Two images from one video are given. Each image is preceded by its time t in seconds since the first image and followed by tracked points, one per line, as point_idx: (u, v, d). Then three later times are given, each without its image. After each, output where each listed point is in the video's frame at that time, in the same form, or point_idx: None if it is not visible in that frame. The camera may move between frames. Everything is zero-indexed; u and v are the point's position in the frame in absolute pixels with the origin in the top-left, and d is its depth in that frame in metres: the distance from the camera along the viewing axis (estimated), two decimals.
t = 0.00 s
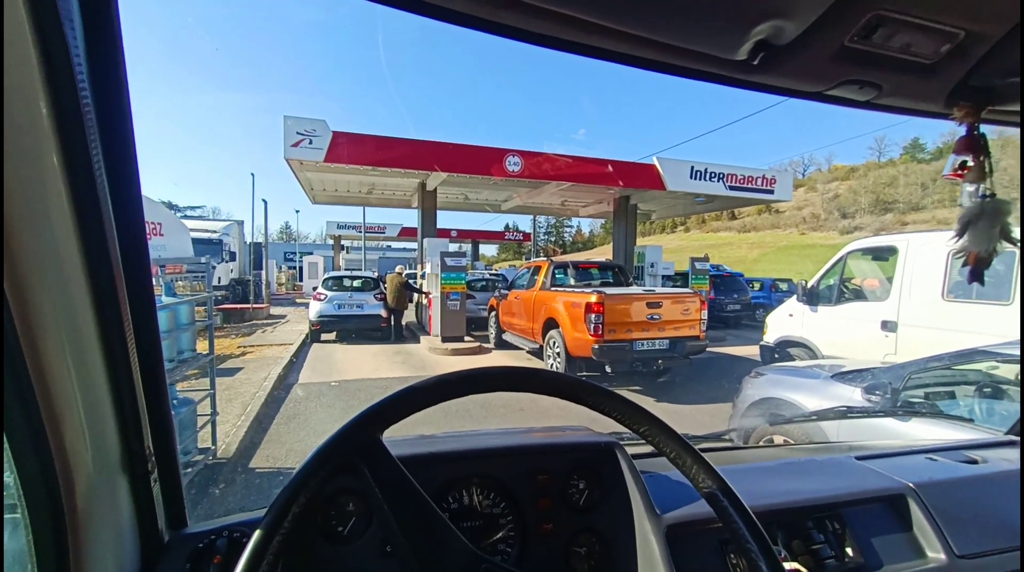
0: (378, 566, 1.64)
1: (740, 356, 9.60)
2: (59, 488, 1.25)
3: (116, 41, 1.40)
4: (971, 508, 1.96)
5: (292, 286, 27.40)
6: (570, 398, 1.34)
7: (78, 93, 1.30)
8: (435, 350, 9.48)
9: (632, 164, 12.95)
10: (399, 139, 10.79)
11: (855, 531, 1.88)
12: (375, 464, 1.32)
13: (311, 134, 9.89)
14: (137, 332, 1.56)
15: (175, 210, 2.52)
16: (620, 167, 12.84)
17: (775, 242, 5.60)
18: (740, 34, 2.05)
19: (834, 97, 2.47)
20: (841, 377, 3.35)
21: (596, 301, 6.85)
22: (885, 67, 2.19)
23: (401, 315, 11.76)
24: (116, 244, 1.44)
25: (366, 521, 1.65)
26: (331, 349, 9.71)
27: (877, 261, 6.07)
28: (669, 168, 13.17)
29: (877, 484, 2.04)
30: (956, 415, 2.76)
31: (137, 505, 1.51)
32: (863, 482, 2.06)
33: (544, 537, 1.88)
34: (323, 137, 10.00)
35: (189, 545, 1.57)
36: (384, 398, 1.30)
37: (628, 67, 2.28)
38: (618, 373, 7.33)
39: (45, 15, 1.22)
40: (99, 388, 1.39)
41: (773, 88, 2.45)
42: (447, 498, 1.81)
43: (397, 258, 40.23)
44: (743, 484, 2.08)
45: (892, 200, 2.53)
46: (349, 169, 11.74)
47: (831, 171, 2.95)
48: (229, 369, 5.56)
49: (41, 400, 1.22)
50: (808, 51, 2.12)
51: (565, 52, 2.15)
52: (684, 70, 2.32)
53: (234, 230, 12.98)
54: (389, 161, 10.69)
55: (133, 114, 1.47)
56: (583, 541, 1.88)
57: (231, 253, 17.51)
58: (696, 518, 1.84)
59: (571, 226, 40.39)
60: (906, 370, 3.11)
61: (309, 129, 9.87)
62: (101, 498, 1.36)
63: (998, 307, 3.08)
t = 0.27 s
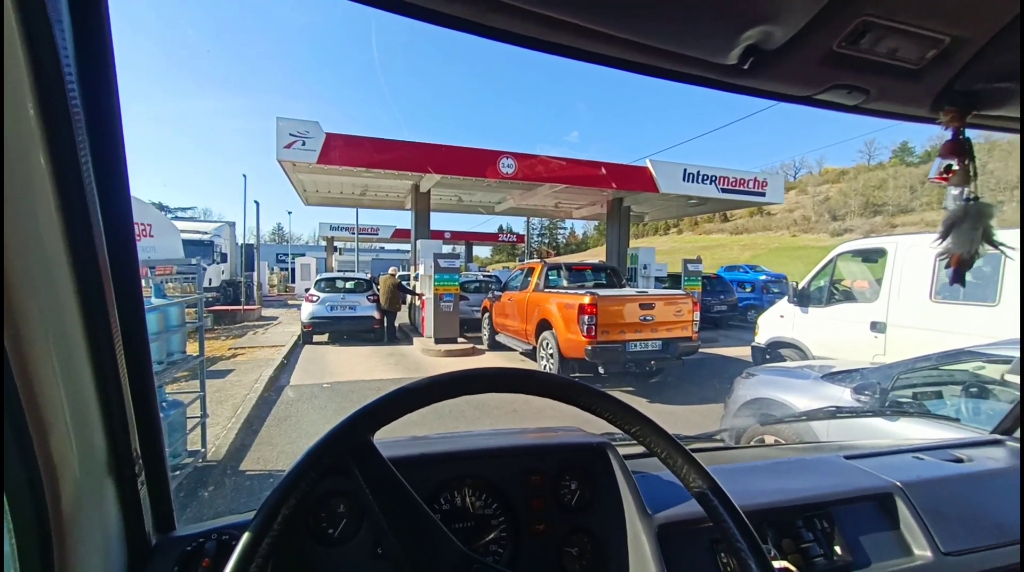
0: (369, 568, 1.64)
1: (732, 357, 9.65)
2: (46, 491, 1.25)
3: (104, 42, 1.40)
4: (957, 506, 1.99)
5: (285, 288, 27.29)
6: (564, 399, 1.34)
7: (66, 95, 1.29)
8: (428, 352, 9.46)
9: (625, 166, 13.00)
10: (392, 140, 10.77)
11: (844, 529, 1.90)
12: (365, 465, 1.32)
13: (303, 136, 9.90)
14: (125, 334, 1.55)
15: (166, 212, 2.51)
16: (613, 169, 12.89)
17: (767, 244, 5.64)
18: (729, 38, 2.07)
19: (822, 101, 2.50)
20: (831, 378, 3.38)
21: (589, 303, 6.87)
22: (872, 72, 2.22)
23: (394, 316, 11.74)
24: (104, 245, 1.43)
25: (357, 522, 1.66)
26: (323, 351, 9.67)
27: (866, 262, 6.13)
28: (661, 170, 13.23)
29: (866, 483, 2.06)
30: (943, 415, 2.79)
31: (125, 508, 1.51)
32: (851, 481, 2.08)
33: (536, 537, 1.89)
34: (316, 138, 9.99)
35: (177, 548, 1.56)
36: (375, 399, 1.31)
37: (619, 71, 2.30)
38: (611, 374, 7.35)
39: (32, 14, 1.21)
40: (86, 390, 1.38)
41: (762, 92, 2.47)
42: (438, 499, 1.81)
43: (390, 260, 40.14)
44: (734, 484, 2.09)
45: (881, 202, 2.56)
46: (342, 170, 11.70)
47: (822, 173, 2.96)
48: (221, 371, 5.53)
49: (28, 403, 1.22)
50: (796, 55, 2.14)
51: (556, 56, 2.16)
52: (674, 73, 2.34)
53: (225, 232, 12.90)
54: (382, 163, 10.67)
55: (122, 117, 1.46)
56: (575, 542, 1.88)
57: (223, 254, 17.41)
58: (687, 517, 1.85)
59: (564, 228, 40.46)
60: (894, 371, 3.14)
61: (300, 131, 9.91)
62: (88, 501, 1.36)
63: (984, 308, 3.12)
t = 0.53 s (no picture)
0: (376, 568, 1.64)
1: (739, 356, 9.61)
2: (54, 491, 1.25)
3: (111, 42, 1.40)
4: (967, 506, 1.96)
5: (291, 289, 27.40)
6: (570, 398, 1.34)
7: (72, 97, 1.30)
8: (433, 352, 9.48)
9: (630, 165, 12.97)
10: (397, 141, 10.79)
11: (853, 530, 1.88)
12: (371, 465, 1.32)
13: (309, 137, 9.91)
14: (133, 334, 1.56)
15: (173, 213, 2.52)
16: (618, 168, 12.86)
17: (773, 243, 5.61)
18: (735, 33, 2.06)
19: (829, 97, 2.48)
20: (839, 377, 3.35)
21: (595, 302, 6.85)
22: (880, 66, 2.19)
23: (400, 317, 11.76)
24: (111, 245, 1.43)
25: (363, 523, 1.65)
26: (330, 352, 9.70)
27: (874, 260, 6.09)
28: (667, 169, 13.19)
29: (876, 483, 2.04)
30: (953, 414, 2.76)
31: (133, 508, 1.51)
32: (859, 480, 2.06)
33: (542, 537, 1.88)
34: (322, 139, 10.02)
35: (184, 548, 1.56)
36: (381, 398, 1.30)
37: (624, 68, 2.29)
38: (617, 374, 7.34)
39: (39, 14, 1.22)
40: (94, 389, 1.39)
41: (769, 88, 2.45)
42: (444, 499, 1.81)
43: (396, 260, 40.24)
44: (741, 483, 2.08)
45: (889, 199, 2.53)
46: (347, 171, 11.73)
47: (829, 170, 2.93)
48: (228, 372, 5.55)
49: (37, 403, 1.22)
50: (803, 50, 2.12)
51: (561, 53, 2.15)
52: (680, 70, 2.33)
53: (232, 233, 12.97)
54: (387, 164, 10.69)
55: (129, 118, 1.47)
56: (581, 542, 1.87)
57: (229, 255, 17.50)
58: (694, 517, 1.84)
59: (569, 228, 40.43)
60: (903, 369, 3.11)
61: (306, 133, 9.91)
62: (97, 501, 1.36)
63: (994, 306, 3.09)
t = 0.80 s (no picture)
0: (376, 568, 1.65)
1: (740, 358, 9.60)
2: (58, 490, 1.26)
3: (117, 45, 1.41)
4: (966, 510, 1.97)
5: (292, 288, 27.45)
6: (571, 401, 1.34)
7: (80, 101, 1.31)
8: (434, 353, 9.49)
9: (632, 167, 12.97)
10: (399, 142, 10.81)
11: (852, 533, 1.88)
12: (372, 465, 1.32)
13: (312, 138, 9.98)
14: (137, 335, 1.57)
15: (176, 214, 2.53)
16: (620, 170, 12.87)
17: (775, 245, 5.60)
18: (737, 39, 2.06)
19: (830, 101, 2.49)
20: (840, 380, 3.35)
21: (596, 304, 6.86)
22: (881, 72, 2.20)
23: (401, 317, 11.76)
24: (117, 247, 1.44)
25: (364, 523, 1.66)
26: (331, 352, 9.73)
27: (876, 263, 6.08)
28: (669, 170, 13.19)
29: (875, 486, 2.04)
30: (954, 418, 2.78)
31: (136, 507, 1.52)
32: (859, 484, 2.06)
33: (542, 539, 1.88)
34: (324, 140, 10.04)
35: (186, 547, 1.57)
36: (383, 400, 1.31)
37: (626, 73, 2.30)
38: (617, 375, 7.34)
39: (47, 18, 1.23)
40: (99, 389, 1.39)
41: (770, 93, 2.46)
42: (445, 500, 1.81)
43: (397, 261, 40.28)
44: (740, 486, 2.08)
45: (891, 203, 2.53)
46: (349, 172, 11.75)
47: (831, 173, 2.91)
48: (229, 372, 5.57)
49: (42, 404, 1.23)
50: (804, 55, 2.13)
51: (563, 57, 2.16)
52: (681, 75, 2.33)
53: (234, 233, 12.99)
54: (389, 165, 10.71)
55: (136, 122, 1.48)
56: (581, 543, 1.88)
57: (231, 255, 17.53)
58: (694, 520, 1.84)
59: (571, 229, 40.43)
60: (904, 373, 3.10)
61: (309, 134, 9.98)
62: (101, 500, 1.37)
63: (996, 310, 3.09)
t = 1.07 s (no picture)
0: (375, 561, 1.65)
1: (737, 351, 9.63)
2: (54, 485, 1.25)
3: (105, 36, 1.40)
4: (961, 501, 1.98)
5: (289, 283, 27.39)
6: (569, 394, 1.34)
7: (69, 93, 1.30)
8: (432, 347, 9.49)
9: (630, 160, 12.94)
10: (395, 135, 10.76)
11: (848, 524, 1.89)
12: (369, 458, 1.32)
13: (307, 131, 9.85)
14: (131, 329, 1.56)
15: (170, 208, 2.51)
16: (617, 163, 12.84)
17: (772, 238, 5.61)
18: (733, 27, 2.05)
19: (827, 92, 2.48)
20: (836, 372, 3.36)
21: (594, 297, 6.86)
22: (878, 61, 2.19)
23: (399, 311, 11.74)
24: (108, 240, 1.43)
25: (362, 516, 1.66)
26: (328, 346, 9.72)
27: (872, 256, 6.10)
28: (666, 164, 13.17)
29: (871, 477, 2.05)
30: (950, 409, 2.78)
31: (133, 501, 1.52)
32: (854, 475, 2.08)
33: (539, 531, 1.89)
34: (320, 133, 9.99)
35: (184, 541, 1.57)
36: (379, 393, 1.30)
37: (622, 63, 2.28)
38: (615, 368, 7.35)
39: (33, 7, 1.21)
40: (93, 383, 1.39)
41: (767, 83, 2.45)
42: (442, 493, 1.81)
43: (394, 255, 40.21)
44: (737, 477, 2.09)
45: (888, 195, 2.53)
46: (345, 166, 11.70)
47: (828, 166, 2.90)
48: (227, 367, 5.55)
49: (36, 398, 1.22)
50: (801, 45, 2.12)
51: (559, 47, 2.15)
52: (678, 65, 2.32)
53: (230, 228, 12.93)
54: (386, 158, 10.66)
55: (126, 114, 1.47)
56: (579, 535, 1.89)
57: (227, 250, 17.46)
58: (691, 511, 1.85)
59: (568, 223, 40.40)
60: (899, 365, 3.12)
61: (304, 126, 9.85)
62: (98, 493, 1.37)
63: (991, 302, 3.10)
